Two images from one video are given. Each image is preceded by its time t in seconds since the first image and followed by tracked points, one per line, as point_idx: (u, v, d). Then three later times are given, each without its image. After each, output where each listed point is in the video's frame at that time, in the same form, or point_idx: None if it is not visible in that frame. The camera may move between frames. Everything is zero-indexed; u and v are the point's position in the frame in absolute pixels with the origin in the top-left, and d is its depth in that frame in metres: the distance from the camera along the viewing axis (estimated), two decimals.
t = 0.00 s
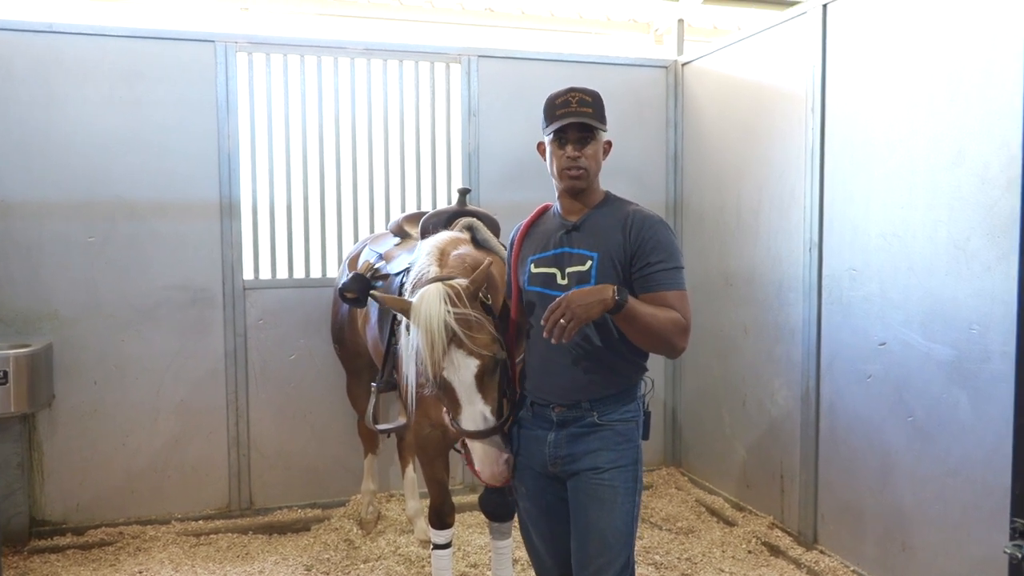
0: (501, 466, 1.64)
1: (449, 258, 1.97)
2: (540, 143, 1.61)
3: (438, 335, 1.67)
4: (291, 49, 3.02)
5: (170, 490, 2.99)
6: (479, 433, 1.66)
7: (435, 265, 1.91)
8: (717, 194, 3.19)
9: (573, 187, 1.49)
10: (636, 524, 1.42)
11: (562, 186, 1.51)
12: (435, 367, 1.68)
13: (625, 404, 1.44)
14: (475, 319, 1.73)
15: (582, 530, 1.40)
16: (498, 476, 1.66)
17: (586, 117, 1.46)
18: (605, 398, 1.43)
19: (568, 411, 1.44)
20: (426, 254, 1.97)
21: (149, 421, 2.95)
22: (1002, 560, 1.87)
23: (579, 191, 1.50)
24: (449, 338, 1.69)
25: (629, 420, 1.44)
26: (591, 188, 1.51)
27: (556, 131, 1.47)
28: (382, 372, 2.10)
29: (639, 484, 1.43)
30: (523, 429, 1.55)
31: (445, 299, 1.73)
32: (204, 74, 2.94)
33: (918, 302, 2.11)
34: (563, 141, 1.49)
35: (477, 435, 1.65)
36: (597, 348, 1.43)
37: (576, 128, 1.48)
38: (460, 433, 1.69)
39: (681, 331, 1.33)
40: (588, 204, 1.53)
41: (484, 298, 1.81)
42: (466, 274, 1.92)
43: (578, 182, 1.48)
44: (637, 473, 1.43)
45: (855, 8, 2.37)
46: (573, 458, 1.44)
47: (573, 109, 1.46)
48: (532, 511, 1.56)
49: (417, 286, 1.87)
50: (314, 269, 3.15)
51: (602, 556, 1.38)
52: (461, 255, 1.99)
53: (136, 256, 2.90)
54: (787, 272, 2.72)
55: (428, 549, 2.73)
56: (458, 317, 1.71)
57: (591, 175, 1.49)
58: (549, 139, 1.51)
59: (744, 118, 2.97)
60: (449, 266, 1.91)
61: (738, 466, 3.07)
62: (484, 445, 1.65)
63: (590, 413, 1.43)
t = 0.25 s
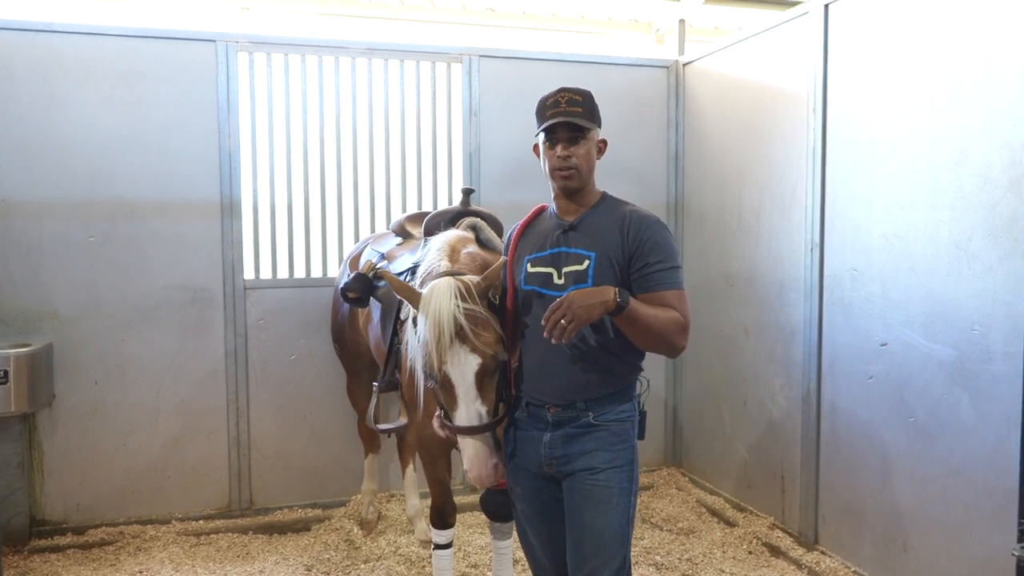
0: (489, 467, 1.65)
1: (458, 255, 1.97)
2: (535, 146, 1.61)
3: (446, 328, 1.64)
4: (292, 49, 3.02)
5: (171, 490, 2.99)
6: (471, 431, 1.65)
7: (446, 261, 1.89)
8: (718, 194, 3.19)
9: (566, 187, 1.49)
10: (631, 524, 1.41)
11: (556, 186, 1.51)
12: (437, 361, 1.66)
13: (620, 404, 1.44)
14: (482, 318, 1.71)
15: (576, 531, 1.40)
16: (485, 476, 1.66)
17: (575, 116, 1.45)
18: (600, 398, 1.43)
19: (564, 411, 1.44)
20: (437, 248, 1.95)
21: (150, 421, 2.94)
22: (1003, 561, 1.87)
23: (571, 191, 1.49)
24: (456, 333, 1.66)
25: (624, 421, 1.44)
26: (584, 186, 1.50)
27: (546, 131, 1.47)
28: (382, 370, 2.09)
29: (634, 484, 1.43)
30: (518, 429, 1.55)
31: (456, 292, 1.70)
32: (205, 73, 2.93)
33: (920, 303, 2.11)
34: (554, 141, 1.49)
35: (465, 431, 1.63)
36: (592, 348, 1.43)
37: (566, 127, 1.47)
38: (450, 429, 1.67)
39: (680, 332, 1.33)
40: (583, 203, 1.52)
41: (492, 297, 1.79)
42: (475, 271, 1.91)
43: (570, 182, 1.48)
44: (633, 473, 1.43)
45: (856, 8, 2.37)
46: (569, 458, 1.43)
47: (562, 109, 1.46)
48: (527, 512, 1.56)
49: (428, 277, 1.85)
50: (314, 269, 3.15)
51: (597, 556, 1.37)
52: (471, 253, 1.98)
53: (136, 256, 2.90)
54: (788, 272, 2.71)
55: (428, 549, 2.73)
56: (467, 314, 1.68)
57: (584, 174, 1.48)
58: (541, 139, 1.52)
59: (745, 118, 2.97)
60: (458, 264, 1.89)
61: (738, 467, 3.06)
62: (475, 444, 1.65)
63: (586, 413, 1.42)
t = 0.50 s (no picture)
0: (485, 471, 1.69)
1: (455, 259, 1.94)
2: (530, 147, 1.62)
3: (440, 341, 1.64)
4: (291, 50, 3.01)
5: (172, 491, 2.98)
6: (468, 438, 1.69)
7: (441, 268, 1.86)
8: (719, 193, 3.18)
9: (561, 182, 1.48)
10: (630, 523, 1.41)
11: (551, 182, 1.50)
12: (432, 373, 1.66)
13: (619, 403, 1.44)
14: (477, 329, 1.70)
15: (575, 530, 1.40)
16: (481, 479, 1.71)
17: (571, 112, 1.46)
18: (599, 397, 1.42)
19: (563, 411, 1.44)
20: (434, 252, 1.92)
21: (151, 422, 2.94)
22: (1006, 560, 1.86)
23: (568, 186, 1.49)
24: (450, 345, 1.66)
25: (624, 419, 1.43)
26: (580, 183, 1.50)
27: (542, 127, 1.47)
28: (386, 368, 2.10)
29: (633, 483, 1.42)
30: (518, 429, 1.55)
31: (450, 304, 1.68)
32: (204, 74, 2.93)
33: (922, 301, 2.10)
34: (550, 136, 1.49)
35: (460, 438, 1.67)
36: (589, 346, 1.43)
37: (562, 122, 1.47)
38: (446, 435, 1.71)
39: (677, 330, 1.33)
40: (578, 200, 1.51)
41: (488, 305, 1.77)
42: (471, 279, 1.88)
43: (566, 176, 1.47)
44: (632, 472, 1.42)
45: (857, 6, 2.36)
46: (568, 458, 1.43)
47: (558, 104, 1.46)
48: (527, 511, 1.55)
49: (424, 284, 1.83)
50: (315, 269, 3.14)
51: (595, 556, 1.37)
52: (468, 257, 1.95)
53: (136, 257, 2.89)
54: (789, 271, 2.71)
55: (430, 550, 2.72)
56: (461, 326, 1.67)
57: (579, 170, 1.47)
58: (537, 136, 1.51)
59: (745, 116, 2.96)
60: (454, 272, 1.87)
61: (740, 466, 3.06)
62: (472, 451, 1.69)
63: (585, 412, 1.42)
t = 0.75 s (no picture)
0: (488, 470, 1.69)
1: (449, 262, 1.92)
2: (524, 147, 1.61)
3: (430, 348, 1.64)
4: (295, 48, 3.01)
5: (172, 489, 2.98)
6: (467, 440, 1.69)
7: (432, 273, 1.85)
8: (721, 194, 3.18)
9: (562, 182, 1.48)
10: (631, 524, 1.41)
11: (551, 181, 1.49)
12: (426, 377, 1.67)
13: (621, 403, 1.43)
14: (468, 332, 1.69)
15: (576, 530, 1.40)
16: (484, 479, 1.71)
17: (570, 110, 1.46)
18: (600, 396, 1.42)
19: (565, 410, 1.44)
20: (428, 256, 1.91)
21: (151, 419, 2.94)
22: (1007, 563, 1.86)
23: (569, 185, 1.49)
24: (442, 350, 1.66)
25: (625, 419, 1.43)
26: (579, 182, 1.50)
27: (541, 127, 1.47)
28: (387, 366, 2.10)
29: (634, 483, 1.42)
30: (519, 429, 1.55)
31: (439, 309, 1.68)
32: (207, 72, 2.93)
33: (924, 305, 2.10)
34: (548, 136, 1.48)
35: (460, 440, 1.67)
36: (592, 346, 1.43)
37: (560, 122, 1.46)
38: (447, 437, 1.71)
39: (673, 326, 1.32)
40: (578, 198, 1.52)
41: (480, 307, 1.75)
42: (462, 281, 1.84)
43: (567, 177, 1.47)
44: (633, 472, 1.42)
45: (861, 9, 2.36)
46: (569, 457, 1.43)
47: (556, 104, 1.46)
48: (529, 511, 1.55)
49: (416, 289, 1.82)
50: (317, 268, 3.14)
51: (596, 556, 1.37)
52: (462, 258, 1.92)
53: (138, 254, 2.89)
54: (791, 273, 2.71)
55: (430, 549, 2.72)
56: (451, 331, 1.67)
57: (579, 169, 1.48)
58: (534, 136, 1.50)
59: (748, 117, 2.96)
60: (446, 274, 1.86)
61: (740, 468, 3.06)
62: (473, 452, 1.69)
63: (586, 412, 1.42)
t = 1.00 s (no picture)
0: (494, 465, 1.68)
1: (442, 262, 1.92)
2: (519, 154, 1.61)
3: (426, 348, 1.63)
4: (297, 47, 3.01)
5: (173, 487, 2.98)
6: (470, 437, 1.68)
7: (424, 272, 1.84)
8: (723, 194, 3.18)
9: (556, 187, 1.48)
10: (634, 524, 1.40)
11: (546, 188, 1.50)
12: (423, 378, 1.65)
13: (624, 402, 1.43)
14: (462, 330, 1.69)
15: (579, 529, 1.39)
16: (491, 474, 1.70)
17: (555, 116, 1.45)
18: (603, 396, 1.42)
19: (568, 409, 1.44)
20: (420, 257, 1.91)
21: (152, 417, 2.94)
22: (1009, 564, 1.85)
23: (563, 189, 1.49)
24: (437, 349, 1.65)
25: (629, 419, 1.43)
26: (573, 184, 1.50)
27: (528, 135, 1.47)
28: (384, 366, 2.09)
29: (638, 483, 1.42)
30: (523, 428, 1.55)
31: (430, 308, 1.67)
32: (210, 70, 2.93)
33: (926, 305, 2.10)
34: (537, 143, 1.48)
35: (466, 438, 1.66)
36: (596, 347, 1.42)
37: (547, 129, 1.46)
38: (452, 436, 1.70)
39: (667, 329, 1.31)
40: (575, 200, 1.51)
41: (473, 303, 1.76)
42: (455, 280, 1.84)
43: (560, 181, 1.47)
44: (636, 472, 1.41)
45: (864, 9, 2.36)
46: (573, 457, 1.43)
47: (541, 111, 1.46)
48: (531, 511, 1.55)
49: (408, 289, 1.81)
50: (318, 266, 3.14)
51: (599, 555, 1.37)
52: (454, 257, 1.93)
53: (139, 252, 2.89)
54: (793, 273, 2.70)
55: (430, 548, 2.72)
56: (446, 329, 1.66)
57: (571, 172, 1.48)
58: (524, 144, 1.51)
59: (751, 117, 2.95)
60: (439, 273, 1.85)
61: (742, 468, 3.05)
62: (476, 449, 1.68)
63: (590, 411, 1.42)
